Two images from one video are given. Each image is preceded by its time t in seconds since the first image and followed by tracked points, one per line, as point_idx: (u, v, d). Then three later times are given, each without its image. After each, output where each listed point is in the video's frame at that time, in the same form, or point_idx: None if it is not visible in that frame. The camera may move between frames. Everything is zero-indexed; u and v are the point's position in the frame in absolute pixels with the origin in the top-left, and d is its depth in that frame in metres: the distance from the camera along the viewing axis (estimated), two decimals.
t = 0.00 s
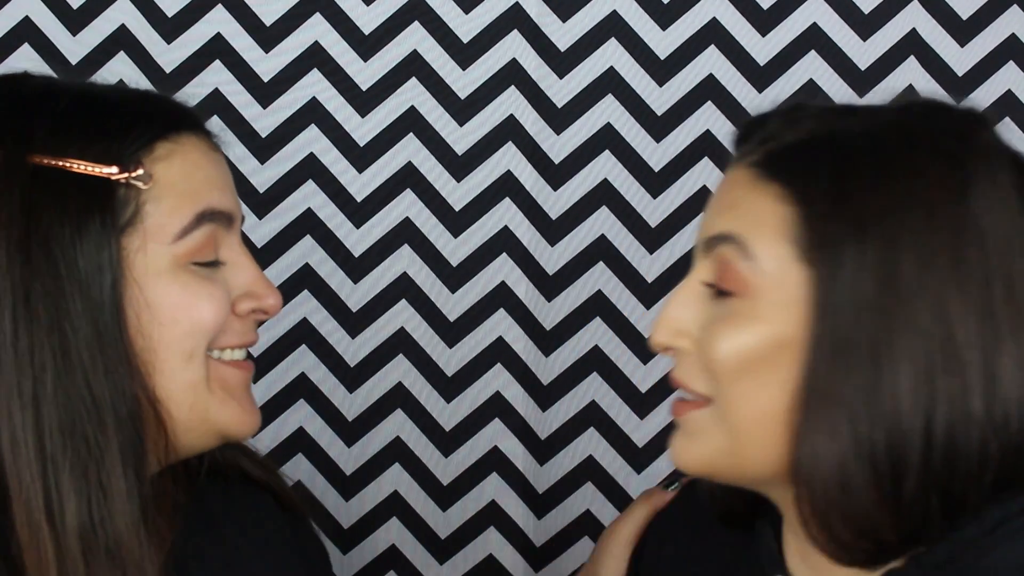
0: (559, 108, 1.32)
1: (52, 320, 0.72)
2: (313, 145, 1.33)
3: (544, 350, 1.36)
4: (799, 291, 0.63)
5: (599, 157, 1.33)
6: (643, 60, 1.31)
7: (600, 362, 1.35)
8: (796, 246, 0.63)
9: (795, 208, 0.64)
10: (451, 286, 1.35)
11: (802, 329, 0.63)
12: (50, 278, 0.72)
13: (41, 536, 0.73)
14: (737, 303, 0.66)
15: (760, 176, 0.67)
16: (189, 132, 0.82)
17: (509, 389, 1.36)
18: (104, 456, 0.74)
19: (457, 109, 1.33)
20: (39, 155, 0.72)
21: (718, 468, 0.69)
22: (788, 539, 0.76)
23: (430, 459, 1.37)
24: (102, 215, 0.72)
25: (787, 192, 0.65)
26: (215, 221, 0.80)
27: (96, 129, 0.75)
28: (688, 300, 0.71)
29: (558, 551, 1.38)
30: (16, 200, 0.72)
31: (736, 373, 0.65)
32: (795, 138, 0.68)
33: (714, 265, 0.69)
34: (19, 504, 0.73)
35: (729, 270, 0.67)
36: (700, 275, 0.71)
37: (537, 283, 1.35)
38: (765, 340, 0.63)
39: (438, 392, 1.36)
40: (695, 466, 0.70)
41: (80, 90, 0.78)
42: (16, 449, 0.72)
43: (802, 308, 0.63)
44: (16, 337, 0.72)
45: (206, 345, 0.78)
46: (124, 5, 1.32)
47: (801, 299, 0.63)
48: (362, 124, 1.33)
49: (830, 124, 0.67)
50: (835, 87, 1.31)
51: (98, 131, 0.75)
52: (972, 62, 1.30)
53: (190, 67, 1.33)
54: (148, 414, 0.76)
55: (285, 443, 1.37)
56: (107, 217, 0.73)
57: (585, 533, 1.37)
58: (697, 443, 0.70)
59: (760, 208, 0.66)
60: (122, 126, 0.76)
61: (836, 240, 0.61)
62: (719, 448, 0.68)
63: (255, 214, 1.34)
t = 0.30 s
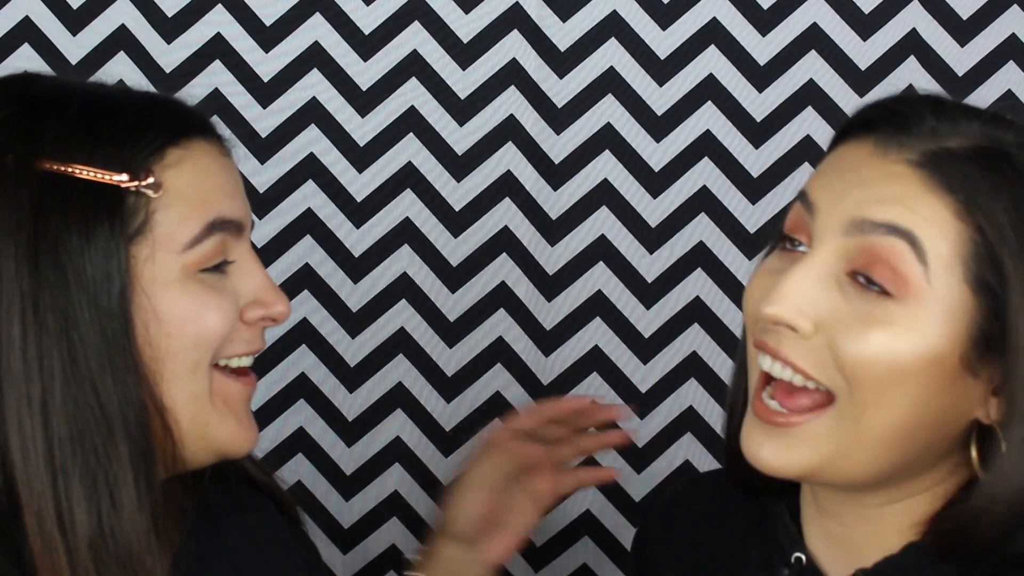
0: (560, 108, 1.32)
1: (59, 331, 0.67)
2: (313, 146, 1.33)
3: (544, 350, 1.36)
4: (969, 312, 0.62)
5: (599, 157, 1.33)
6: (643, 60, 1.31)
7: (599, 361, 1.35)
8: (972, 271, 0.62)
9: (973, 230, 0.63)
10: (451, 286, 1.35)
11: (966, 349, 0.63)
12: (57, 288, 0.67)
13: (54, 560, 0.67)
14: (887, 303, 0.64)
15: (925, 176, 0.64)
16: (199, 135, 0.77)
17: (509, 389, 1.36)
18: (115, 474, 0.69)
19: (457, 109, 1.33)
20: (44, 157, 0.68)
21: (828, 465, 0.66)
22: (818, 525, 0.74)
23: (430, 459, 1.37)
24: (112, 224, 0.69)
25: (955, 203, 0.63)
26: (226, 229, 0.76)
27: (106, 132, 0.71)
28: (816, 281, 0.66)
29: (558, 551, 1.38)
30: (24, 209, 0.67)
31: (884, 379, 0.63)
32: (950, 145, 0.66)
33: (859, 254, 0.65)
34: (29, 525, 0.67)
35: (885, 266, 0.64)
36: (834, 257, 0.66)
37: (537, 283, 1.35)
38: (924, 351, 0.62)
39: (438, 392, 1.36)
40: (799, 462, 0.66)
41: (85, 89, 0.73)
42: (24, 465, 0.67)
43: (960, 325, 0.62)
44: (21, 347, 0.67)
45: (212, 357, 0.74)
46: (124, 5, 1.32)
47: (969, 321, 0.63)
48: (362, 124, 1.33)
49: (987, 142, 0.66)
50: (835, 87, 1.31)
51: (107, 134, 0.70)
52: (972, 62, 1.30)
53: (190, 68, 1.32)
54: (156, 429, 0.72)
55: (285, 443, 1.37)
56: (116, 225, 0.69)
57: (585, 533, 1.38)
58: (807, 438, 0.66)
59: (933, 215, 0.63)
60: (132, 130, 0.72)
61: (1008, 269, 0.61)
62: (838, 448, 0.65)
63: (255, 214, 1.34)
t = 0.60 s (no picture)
0: (559, 108, 1.32)
1: (51, 331, 0.68)
2: (313, 145, 1.33)
3: (544, 350, 1.36)
4: (915, 288, 0.67)
5: (599, 157, 1.33)
6: (643, 60, 1.31)
7: (599, 361, 1.36)
8: (916, 247, 0.67)
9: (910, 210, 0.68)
10: (451, 286, 1.35)
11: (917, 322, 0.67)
12: (50, 288, 0.68)
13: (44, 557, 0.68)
14: (841, 289, 0.68)
15: (859, 170, 0.70)
16: (194, 137, 0.78)
17: (509, 389, 1.36)
18: (105, 473, 0.70)
19: (457, 109, 1.33)
20: (38, 161, 0.69)
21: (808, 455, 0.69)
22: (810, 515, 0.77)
23: (430, 459, 1.37)
24: (103, 226, 0.70)
25: (891, 190, 0.68)
26: (222, 230, 0.77)
27: (99, 134, 0.72)
28: (773, 280, 0.71)
29: (558, 551, 1.38)
30: (20, 209, 0.68)
31: (847, 356, 0.67)
32: (878, 137, 0.71)
33: (810, 252, 0.69)
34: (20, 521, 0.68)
35: (836, 258, 0.68)
36: (788, 261, 0.70)
37: (537, 283, 1.35)
38: (880, 327, 0.67)
39: (438, 392, 1.37)
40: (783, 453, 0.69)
41: (81, 92, 0.74)
42: (16, 462, 0.68)
43: (912, 301, 0.67)
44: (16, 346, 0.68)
45: (206, 357, 0.75)
46: (124, 5, 1.32)
47: (917, 296, 0.67)
48: (362, 123, 1.33)
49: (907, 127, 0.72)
50: (835, 87, 1.31)
51: (99, 137, 0.72)
52: (972, 62, 1.30)
53: (189, 67, 1.32)
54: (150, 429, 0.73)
55: (285, 443, 1.37)
56: (108, 226, 0.70)
57: (585, 533, 1.37)
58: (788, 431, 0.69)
59: (870, 204, 0.68)
60: (126, 133, 0.73)
61: (953, 242, 0.67)
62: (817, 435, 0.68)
63: (255, 214, 1.34)
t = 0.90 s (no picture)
0: (559, 108, 1.32)
1: (42, 319, 0.71)
2: (313, 146, 1.33)
3: (544, 350, 1.36)
4: (848, 241, 0.75)
5: (599, 157, 1.33)
6: (643, 60, 1.32)
7: (600, 362, 1.36)
8: (841, 208, 0.76)
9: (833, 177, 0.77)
10: (451, 286, 1.35)
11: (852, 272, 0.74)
12: (39, 276, 0.71)
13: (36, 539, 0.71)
14: (783, 259, 0.76)
15: (783, 155, 0.81)
16: (176, 132, 0.81)
17: (509, 389, 1.36)
18: (95, 456, 0.72)
19: (457, 109, 1.33)
20: (27, 155, 0.72)
21: (772, 415, 0.74)
22: (806, 514, 0.80)
23: (430, 459, 1.37)
24: (92, 215, 0.72)
25: (817, 167, 0.78)
26: (207, 219, 0.80)
27: (86, 128, 0.75)
28: (722, 265, 0.80)
29: (558, 551, 1.38)
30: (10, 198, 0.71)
31: (795, 317, 0.73)
32: (799, 134, 0.83)
33: (752, 230, 0.79)
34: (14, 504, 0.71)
35: (775, 227, 0.78)
36: (735, 243, 0.80)
37: (537, 283, 1.35)
38: (821, 287, 0.74)
39: (438, 392, 1.37)
40: (749, 414, 0.75)
41: (66, 90, 0.77)
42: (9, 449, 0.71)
43: (849, 263, 0.75)
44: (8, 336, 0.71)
45: (194, 344, 0.78)
46: (124, 5, 1.32)
47: (850, 249, 0.75)
48: (362, 123, 1.33)
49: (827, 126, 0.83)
50: (835, 87, 1.31)
51: (85, 131, 0.75)
52: (973, 61, 1.30)
53: (190, 67, 1.33)
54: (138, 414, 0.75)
55: (285, 443, 1.37)
56: (96, 216, 0.73)
57: (585, 533, 1.37)
58: (749, 392, 0.75)
59: (797, 177, 0.79)
60: (111, 126, 0.76)
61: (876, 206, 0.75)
62: (774, 390, 0.74)
63: (255, 214, 1.34)
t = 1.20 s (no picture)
0: (559, 108, 1.32)
1: (35, 309, 0.73)
2: (313, 146, 1.33)
3: (544, 350, 1.36)
4: (820, 288, 0.76)
5: (599, 157, 1.33)
6: (643, 59, 1.32)
7: (600, 362, 1.36)
8: (811, 249, 0.76)
9: (803, 216, 0.77)
10: (451, 286, 1.35)
11: (824, 320, 0.75)
12: (32, 266, 0.73)
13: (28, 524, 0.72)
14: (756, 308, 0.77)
15: (752, 194, 0.79)
16: (170, 126, 0.82)
17: (509, 389, 1.36)
18: (87, 444, 0.74)
19: (457, 109, 1.33)
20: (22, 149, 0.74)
21: (760, 464, 0.77)
22: (801, 525, 0.83)
23: (430, 460, 1.37)
24: (84, 206, 0.74)
25: (785, 204, 0.78)
26: (200, 214, 0.81)
27: (80, 122, 0.77)
28: (697, 314, 0.80)
29: (558, 551, 1.38)
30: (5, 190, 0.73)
31: (773, 368, 0.75)
32: (762, 161, 0.81)
33: (724, 279, 0.79)
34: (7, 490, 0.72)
35: (746, 279, 0.77)
36: (706, 292, 0.80)
37: (537, 283, 1.35)
38: (795, 335, 0.75)
39: (438, 392, 1.37)
40: (734, 468, 0.77)
41: (62, 87, 0.79)
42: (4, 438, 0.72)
43: (821, 305, 0.75)
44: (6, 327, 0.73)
45: (187, 338, 0.79)
46: (124, 5, 1.32)
47: (822, 296, 0.75)
48: (362, 123, 1.33)
49: (796, 144, 0.82)
50: (835, 87, 1.31)
51: (79, 125, 0.77)
52: (973, 62, 1.30)
53: (190, 67, 1.32)
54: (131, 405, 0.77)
55: (285, 443, 1.37)
56: (88, 208, 0.74)
57: (585, 533, 1.37)
58: (732, 445, 0.78)
59: (769, 220, 0.78)
60: (103, 121, 0.78)
61: (851, 242, 0.75)
62: (756, 444, 0.76)
63: (255, 214, 1.34)
